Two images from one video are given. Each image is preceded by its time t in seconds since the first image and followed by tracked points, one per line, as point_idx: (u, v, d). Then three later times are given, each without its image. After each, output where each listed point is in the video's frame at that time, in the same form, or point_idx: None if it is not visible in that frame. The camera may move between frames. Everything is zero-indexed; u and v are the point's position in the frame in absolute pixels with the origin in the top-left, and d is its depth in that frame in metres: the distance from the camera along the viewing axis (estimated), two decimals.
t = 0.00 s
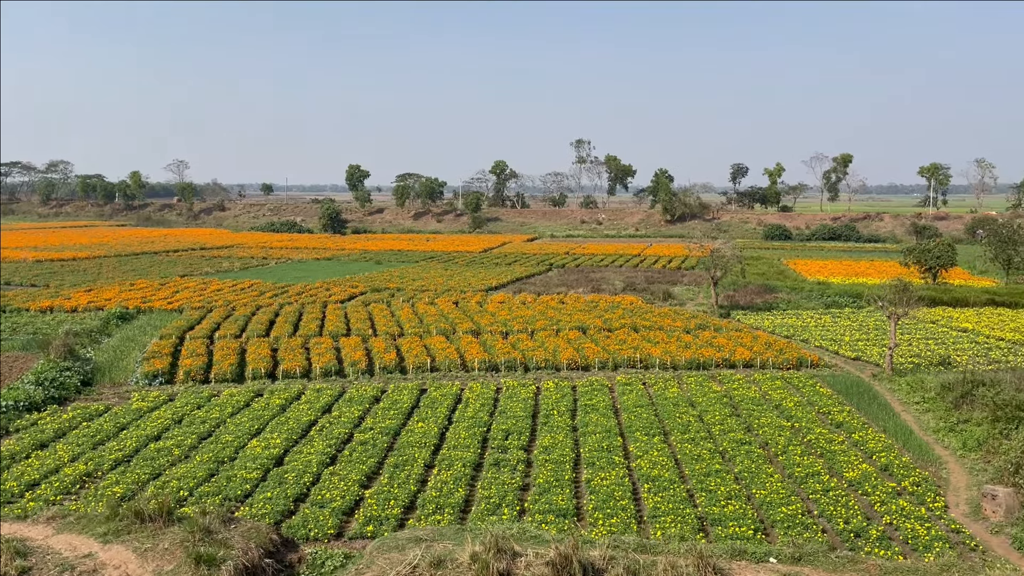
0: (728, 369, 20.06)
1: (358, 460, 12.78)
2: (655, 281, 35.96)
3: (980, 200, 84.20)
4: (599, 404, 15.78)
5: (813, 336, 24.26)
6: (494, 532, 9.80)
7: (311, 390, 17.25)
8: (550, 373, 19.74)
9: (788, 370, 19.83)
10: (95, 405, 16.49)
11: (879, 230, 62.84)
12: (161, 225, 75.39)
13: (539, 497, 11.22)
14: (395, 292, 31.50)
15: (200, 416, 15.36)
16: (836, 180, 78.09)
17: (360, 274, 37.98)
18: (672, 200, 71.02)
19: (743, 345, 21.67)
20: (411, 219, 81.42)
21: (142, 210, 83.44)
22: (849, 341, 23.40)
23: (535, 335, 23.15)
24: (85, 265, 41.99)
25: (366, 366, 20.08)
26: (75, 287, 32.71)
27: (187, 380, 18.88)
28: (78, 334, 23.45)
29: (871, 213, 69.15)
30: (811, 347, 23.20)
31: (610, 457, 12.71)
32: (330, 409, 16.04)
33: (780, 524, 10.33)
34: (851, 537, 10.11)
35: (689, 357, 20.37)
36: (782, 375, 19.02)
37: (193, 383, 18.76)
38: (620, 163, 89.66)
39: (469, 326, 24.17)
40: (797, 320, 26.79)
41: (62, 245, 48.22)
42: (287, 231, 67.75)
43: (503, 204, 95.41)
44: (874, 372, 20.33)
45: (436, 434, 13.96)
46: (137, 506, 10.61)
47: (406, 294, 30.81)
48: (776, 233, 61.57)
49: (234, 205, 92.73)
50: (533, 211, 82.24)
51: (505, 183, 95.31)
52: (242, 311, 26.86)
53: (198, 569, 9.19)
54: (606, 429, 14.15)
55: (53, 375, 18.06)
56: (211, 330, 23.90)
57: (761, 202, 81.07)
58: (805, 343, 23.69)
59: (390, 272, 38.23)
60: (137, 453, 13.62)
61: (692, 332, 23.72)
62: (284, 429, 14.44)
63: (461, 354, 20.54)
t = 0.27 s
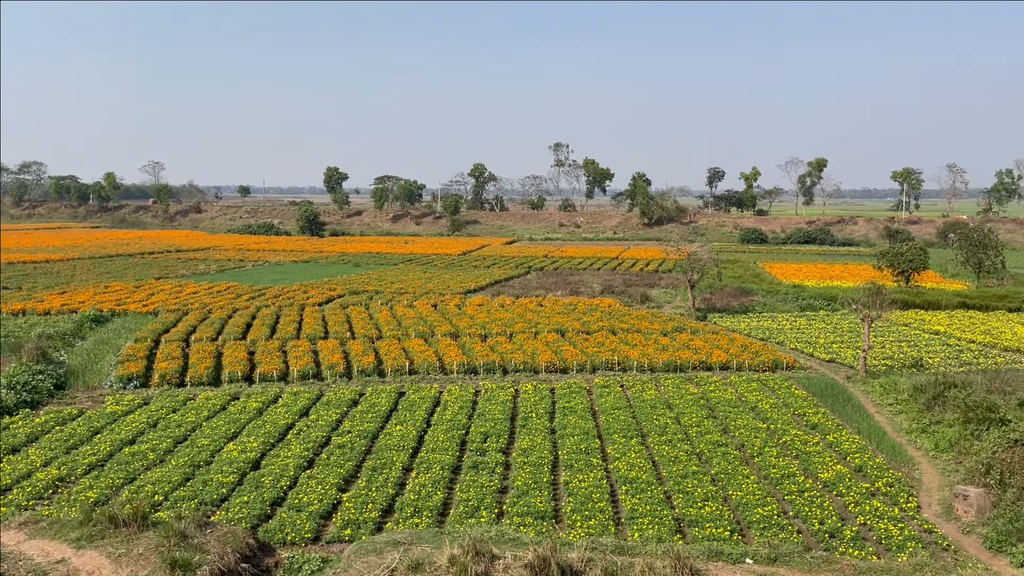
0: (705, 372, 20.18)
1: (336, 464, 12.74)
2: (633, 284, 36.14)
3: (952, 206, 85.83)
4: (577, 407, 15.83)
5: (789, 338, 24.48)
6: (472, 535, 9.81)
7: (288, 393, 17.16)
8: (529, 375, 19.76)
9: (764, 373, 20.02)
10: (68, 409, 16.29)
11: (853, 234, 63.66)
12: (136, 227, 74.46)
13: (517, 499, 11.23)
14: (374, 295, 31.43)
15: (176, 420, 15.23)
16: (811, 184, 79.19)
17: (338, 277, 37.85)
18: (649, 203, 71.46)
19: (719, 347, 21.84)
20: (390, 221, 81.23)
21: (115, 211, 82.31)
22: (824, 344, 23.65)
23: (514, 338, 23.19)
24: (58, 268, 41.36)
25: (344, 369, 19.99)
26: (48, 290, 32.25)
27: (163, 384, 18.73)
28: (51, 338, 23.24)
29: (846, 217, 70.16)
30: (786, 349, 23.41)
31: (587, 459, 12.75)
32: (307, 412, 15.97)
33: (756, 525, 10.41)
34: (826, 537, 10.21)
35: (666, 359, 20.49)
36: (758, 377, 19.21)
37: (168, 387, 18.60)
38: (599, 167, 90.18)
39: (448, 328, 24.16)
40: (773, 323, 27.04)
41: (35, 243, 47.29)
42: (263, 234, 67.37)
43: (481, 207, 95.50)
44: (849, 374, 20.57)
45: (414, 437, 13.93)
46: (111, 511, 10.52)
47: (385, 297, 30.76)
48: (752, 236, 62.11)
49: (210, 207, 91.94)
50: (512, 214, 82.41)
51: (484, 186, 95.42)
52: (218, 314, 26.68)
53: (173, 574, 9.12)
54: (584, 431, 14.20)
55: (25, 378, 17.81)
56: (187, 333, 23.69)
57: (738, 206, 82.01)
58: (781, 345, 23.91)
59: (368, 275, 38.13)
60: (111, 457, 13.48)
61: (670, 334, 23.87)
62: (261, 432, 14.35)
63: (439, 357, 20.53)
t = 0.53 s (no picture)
0: (679, 374, 20.32)
1: (311, 468, 12.66)
2: (609, 287, 36.29)
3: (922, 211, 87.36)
4: (554, 409, 15.84)
5: (762, 341, 24.72)
6: (448, 538, 9.80)
7: (262, 397, 17.03)
8: (505, 378, 19.77)
9: (738, 375, 20.21)
10: (37, 413, 16.01)
11: (825, 238, 64.45)
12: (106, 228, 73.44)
13: (493, 502, 11.23)
14: (349, 298, 31.32)
15: (148, 424, 15.06)
16: (784, 189, 80.24)
17: (314, 280, 37.64)
18: (625, 207, 71.90)
19: (695, 349, 22.00)
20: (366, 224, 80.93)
21: (86, 212, 81.09)
22: (797, 346, 23.90)
23: (490, 341, 23.19)
24: (27, 270, 40.64)
25: (319, 372, 19.88)
26: (17, 292, 31.68)
27: (134, 388, 18.52)
28: (20, 340, 22.89)
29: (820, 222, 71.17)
30: (760, 352, 23.62)
31: (564, 462, 12.77)
32: (281, 415, 15.86)
33: (731, 527, 10.50)
34: (799, 538, 10.32)
35: (642, 362, 20.59)
36: (733, 380, 19.38)
37: (140, 391, 18.41)
38: (575, 171, 90.64)
39: (424, 331, 24.11)
40: (746, 326, 27.28)
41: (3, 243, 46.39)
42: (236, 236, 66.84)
43: (458, 210, 95.51)
44: (821, 376, 20.80)
45: (389, 441, 13.87)
46: (81, 517, 10.38)
47: (360, 299, 30.66)
48: (725, 240, 62.66)
49: (184, 209, 90.99)
50: (488, 217, 82.49)
51: (461, 189, 95.38)
52: (190, 316, 26.43)
53: None
54: (560, 434, 14.22)
55: None
56: (160, 336, 23.44)
57: (713, 210, 82.93)
58: (754, 348, 24.13)
59: (343, 277, 37.97)
60: (81, 462, 13.29)
61: (645, 337, 24.01)
62: (234, 436, 14.22)
63: (415, 360, 20.49)
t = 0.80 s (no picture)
0: (653, 377, 20.44)
1: (284, 472, 12.57)
2: (584, 290, 36.45)
3: (891, 216, 89.14)
4: (528, 413, 15.86)
5: (735, 344, 24.94)
6: (422, 542, 9.77)
7: (234, 400, 16.89)
8: (480, 381, 19.78)
9: (711, 378, 20.39)
10: (2, 418, 15.70)
11: (796, 243, 65.18)
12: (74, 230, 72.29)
13: (468, 506, 11.22)
14: (323, 300, 31.17)
15: (117, 428, 14.85)
16: (756, 194, 81.28)
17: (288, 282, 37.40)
18: (599, 211, 72.32)
19: (668, 353, 22.17)
20: (340, 226, 80.58)
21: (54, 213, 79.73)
22: (769, 350, 24.16)
23: (465, 344, 23.19)
24: None
25: (292, 376, 19.76)
26: None
27: (102, 392, 18.28)
28: None
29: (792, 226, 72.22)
30: (732, 355, 23.83)
31: (538, 465, 12.80)
32: (254, 419, 15.75)
33: (703, 529, 10.58)
34: (771, 540, 10.42)
35: (616, 365, 20.69)
36: (706, 383, 19.54)
37: (109, 395, 18.17)
38: (550, 175, 91.04)
39: (398, 334, 24.04)
40: (719, 329, 27.52)
41: None
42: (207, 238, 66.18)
43: (433, 213, 95.47)
44: (793, 379, 21.04)
45: (363, 445, 13.81)
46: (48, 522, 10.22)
47: (334, 302, 30.54)
48: (698, 244, 63.19)
49: (154, 211, 89.89)
50: (463, 220, 82.53)
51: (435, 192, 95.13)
52: (159, 319, 26.12)
53: None
54: (535, 436, 14.25)
55: None
56: (130, 339, 23.18)
57: (686, 214, 83.81)
58: (727, 351, 24.34)
59: (317, 280, 37.78)
60: (48, 468, 13.06)
61: (619, 340, 24.14)
62: (206, 441, 14.07)
63: (390, 363, 20.44)
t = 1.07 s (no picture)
0: (626, 381, 20.54)
1: (255, 477, 12.49)
2: (558, 295, 36.55)
3: (860, 222, 90.65)
4: (502, 417, 15.87)
5: (708, 348, 25.14)
6: (394, 547, 9.75)
7: (204, 405, 16.72)
8: (453, 385, 19.76)
9: (683, 381, 20.56)
10: None
11: (768, 247, 65.83)
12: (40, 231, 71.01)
13: (440, 510, 11.20)
14: (295, 304, 31.00)
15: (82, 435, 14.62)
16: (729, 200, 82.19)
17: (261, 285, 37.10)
18: (573, 215, 72.61)
19: (641, 357, 22.31)
20: (312, 229, 79.97)
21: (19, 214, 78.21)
22: (740, 353, 24.39)
23: (439, 348, 23.16)
24: None
25: (263, 380, 19.61)
26: None
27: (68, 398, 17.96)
28: None
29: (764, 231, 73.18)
30: (705, 359, 24.01)
31: (512, 469, 12.84)
32: (224, 424, 15.62)
33: (675, 532, 10.68)
34: (741, 542, 10.53)
35: (590, 369, 20.74)
36: (678, 387, 19.70)
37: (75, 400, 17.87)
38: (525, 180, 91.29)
39: (372, 338, 23.96)
40: (691, 333, 27.74)
41: None
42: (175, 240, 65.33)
43: (406, 216, 95.19)
44: (763, 382, 21.22)
45: (335, 450, 13.75)
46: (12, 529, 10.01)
47: (307, 306, 30.38)
48: (671, 248, 63.62)
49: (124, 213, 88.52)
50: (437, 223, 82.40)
51: (409, 195, 94.79)
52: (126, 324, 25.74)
53: None
54: (508, 441, 14.27)
55: None
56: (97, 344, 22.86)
57: (660, 219, 84.49)
58: (699, 355, 24.53)
59: (290, 283, 37.54)
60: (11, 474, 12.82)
61: (593, 344, 24.26)
62: (174, 446, 13.91)
63: (363, 367, 20.36)
